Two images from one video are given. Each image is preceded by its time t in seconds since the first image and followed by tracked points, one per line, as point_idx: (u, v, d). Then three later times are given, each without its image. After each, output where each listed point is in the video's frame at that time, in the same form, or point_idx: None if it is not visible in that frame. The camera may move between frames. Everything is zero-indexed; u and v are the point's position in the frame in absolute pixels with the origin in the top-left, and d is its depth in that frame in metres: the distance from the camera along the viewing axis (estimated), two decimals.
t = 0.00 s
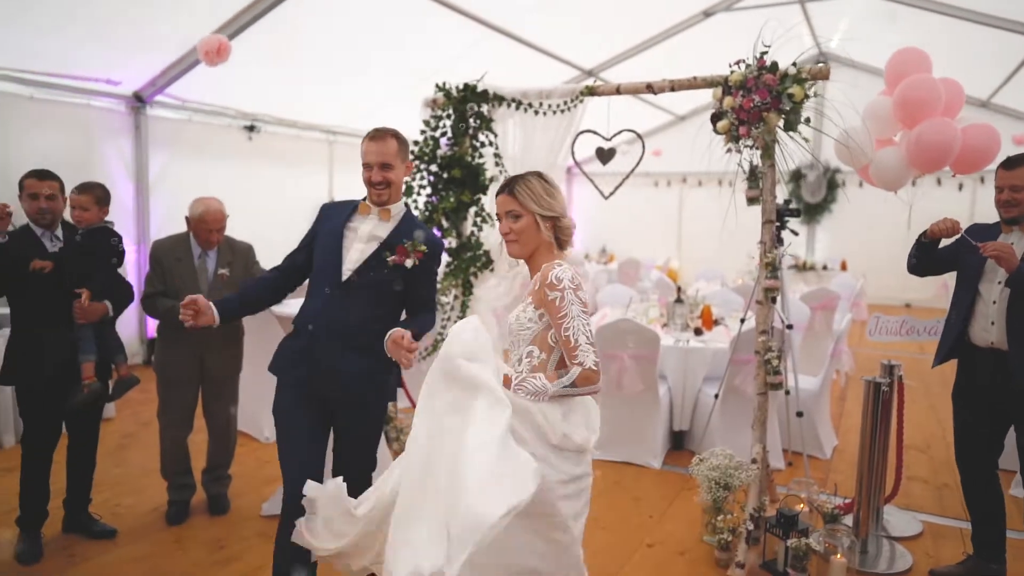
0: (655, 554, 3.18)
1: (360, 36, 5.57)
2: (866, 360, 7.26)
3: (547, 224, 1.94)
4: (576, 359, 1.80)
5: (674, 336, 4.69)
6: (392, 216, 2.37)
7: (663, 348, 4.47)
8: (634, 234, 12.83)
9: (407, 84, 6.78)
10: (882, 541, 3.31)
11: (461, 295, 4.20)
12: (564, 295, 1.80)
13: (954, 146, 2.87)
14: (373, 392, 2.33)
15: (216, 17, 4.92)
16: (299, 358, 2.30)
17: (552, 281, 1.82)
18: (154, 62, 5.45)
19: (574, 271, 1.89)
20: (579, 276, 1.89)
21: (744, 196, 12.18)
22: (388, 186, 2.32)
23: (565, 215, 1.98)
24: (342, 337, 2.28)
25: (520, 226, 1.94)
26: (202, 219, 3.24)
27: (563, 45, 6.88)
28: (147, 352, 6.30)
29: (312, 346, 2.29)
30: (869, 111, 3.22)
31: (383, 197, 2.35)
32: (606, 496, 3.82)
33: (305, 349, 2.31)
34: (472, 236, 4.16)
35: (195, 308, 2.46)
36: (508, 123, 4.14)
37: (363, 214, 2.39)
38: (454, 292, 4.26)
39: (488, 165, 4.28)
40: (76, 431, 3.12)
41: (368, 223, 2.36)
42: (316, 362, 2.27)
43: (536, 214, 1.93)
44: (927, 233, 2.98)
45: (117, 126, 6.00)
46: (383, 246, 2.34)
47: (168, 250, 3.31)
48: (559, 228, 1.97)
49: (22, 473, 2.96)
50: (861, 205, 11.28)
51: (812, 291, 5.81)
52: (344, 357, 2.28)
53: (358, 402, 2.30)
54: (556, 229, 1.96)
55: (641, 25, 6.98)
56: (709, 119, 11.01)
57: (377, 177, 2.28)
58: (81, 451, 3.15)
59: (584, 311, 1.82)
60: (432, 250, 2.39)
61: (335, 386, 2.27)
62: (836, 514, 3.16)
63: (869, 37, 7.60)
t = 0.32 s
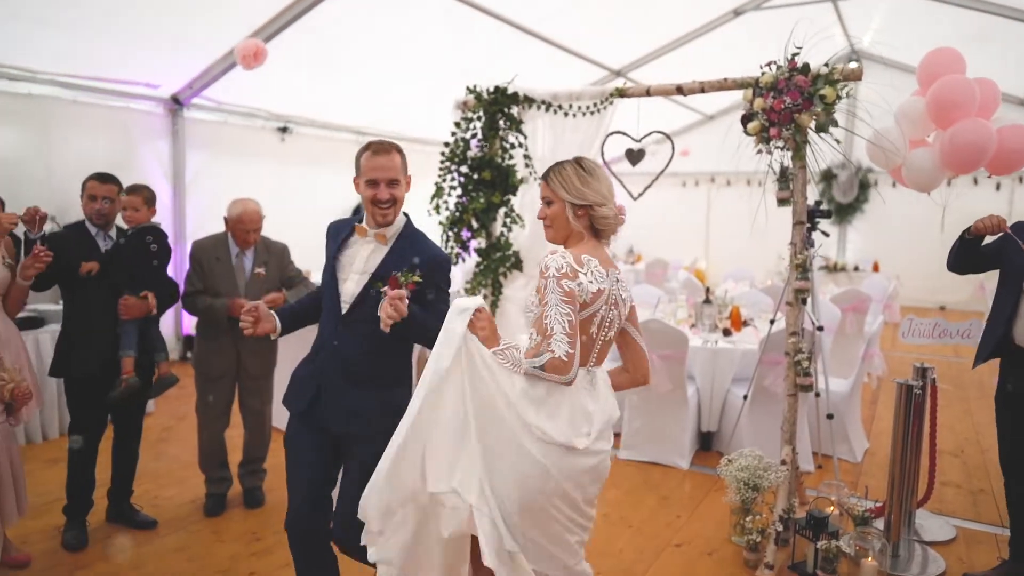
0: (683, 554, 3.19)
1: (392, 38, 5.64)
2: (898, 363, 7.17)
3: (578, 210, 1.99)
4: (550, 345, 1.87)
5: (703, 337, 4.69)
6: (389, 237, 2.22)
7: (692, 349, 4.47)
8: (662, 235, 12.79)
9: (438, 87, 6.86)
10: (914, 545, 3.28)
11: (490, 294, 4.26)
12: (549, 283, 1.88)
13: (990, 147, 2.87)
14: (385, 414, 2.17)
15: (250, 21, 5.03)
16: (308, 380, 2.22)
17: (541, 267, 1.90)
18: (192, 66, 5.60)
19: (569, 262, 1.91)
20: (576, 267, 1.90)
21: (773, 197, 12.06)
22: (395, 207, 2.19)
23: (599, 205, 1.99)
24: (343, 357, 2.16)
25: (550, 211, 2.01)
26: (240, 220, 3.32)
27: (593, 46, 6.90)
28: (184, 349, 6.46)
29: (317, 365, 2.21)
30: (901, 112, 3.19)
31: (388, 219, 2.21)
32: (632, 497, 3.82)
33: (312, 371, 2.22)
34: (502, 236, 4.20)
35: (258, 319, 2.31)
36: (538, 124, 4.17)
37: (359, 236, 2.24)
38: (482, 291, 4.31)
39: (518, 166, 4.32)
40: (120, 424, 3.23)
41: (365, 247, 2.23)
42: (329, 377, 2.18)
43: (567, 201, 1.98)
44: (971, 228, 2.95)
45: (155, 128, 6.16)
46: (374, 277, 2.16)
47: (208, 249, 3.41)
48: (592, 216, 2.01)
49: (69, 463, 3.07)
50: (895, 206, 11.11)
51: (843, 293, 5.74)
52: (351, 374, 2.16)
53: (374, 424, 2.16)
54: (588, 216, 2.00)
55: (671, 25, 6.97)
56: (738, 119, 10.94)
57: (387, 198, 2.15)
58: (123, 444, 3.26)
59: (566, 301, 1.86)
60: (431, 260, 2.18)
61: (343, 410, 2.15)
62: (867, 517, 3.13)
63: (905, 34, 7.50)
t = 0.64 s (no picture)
0: (707, 551, 3.22)
1: (418, 40, 5.71)
2: (924, 364, 7.10)
3: (594, 232, 2.06)
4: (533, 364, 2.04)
5: (726, 337, 4.70)
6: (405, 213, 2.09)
7: (715, 349, 4.49)
8: (684, 236, 12.75)
9: (462, 88, 6.92)
10: (940, 546, 3.27)
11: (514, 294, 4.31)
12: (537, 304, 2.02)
13: (1021, 148, 2.86)
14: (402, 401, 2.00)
15: (279, 24, 5.14)
16: (331, 371, 2.11)
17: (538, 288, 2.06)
18: (223, 69, 5.71)
19: (560, 284, 2.00)
20: (566, 288, 1.99)
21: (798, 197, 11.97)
22: (420, 185, 2.07)
23: (614, 229, 2.04)
24: (364, 341, 2.03)
25: (568, 231, 2.10)
26: (272, 220, 3.40)
27: (617, 47, 6.92)
28: (214, 346, 6.59)
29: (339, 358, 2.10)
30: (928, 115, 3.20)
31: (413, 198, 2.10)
32: (654, 496, 3.84)
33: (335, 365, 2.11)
34: (527, 236, 4.24)
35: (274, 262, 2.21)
36: (564, 125, 4.22)
37: (380, 218, 2.15)
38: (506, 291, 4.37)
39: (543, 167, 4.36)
40: (157, 417, 3.33)
41: (383, 226, 2.12)
42: (346, 369, 2.05)
43: (582, 222, 2.06)
44: (1014, 233, 2.94)
45: (186, 129, 6.30)
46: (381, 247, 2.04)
47: (241, 248, 3.50)
48: (608, 239, 2.06)
49: (109, 454, 3.18)
50: (922, 206, 10.98)
51: (869, 294, 5.70)
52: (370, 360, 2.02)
53: (395, 413, 2.00)
54: (604, 239, 2.06)
55: (695, 25, 6.96)
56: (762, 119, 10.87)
57: (411, 177, 2.03)
58: (159, 436, 3.36)
59: (546, 323, 1.98)
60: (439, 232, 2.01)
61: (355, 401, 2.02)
62: (891, 518, 3.12)
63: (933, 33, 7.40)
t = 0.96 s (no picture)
0: (718, 546, 3.27)
1: (432, 43, 5.78)
2: (934, 365, 7.10)
3: (580, 217, 1.98)
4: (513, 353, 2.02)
5: (736, 336, 4.74)
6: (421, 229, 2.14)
7: (725, 348, 4.53)
8: (694, 236, 12.75)
9: (474, 90, 6.97)
10: (949, 543, 3.31)
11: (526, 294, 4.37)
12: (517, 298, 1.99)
13: None
14: (454, 417, 2.06)
15: (294, 28, 5.22)
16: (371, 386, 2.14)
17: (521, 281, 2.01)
18: (239, 72, 5.80)
19: (541, 279, 1.96)
20: (547, 284, 1.95)
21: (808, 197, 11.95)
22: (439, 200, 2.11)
23: (599, 209, 1.96)
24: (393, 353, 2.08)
25: (554, 219, 2.02)
26: (292, 220, 3.49)
27: (628, 48, 6.95)
28: (229, 344, 6.69)
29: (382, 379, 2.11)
30: (937, 116, 3.24)
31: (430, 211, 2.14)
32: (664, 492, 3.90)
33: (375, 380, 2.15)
34: (539, 237, 4.29)
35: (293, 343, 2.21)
36: (576, 127, 4.30)
37: (394, 234, 2.20)
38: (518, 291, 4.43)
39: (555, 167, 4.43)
40: (179, 412, 3.41)
41: (398, 243, 2.17)
42: (391, 383, 2.09)
43: (566, 208, 1.98)
44: None
45: (202, 130, 6.40)
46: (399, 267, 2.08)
47: (262, 247, 3.59)
48: (594, 221, 1.98)
49: (133, 447, 3.26)
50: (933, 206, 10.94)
51: (879, 294, 5.70)
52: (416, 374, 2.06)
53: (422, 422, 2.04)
54: (591, 222, 1.98)
55: (707, 27, 6.98)
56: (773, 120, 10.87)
57: (433, 192, 2.06)
58: (181, 430, 3.44)
59: (526, 319, 1.96)
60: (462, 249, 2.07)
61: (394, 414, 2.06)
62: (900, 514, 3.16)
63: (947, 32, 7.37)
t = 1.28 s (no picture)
0: (723, 543, 3.31)
1: (439, 46, 5.83)
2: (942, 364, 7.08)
3: (548, 235, 1.91)
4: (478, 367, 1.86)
5: (742, 336, 4.77)
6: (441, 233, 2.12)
7: (732, 347, 4.56)
8: (702, 235, 12.76)
9: (481, 92, 7.02)
10: (954, 540, 3.33)
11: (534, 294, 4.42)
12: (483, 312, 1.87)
13: None
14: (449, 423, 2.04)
15: (304, 33, 5.30)
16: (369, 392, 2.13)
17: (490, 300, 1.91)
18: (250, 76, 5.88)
19: (508, 290, 1.87)
20: (514, 295, 1.86)
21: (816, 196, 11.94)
22: (444, 204, 2.05)
23: (567, 229, 1.90)
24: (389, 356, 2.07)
25: (523, 237, 1.96)
26: (303, 223, 3.54)
27: (634, 50, 6.99)
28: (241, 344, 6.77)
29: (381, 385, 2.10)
30: (941, 117, 3.27)
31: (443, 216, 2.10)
32: (671, 489, 3.95)
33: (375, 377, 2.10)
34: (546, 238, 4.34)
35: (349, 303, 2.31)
36: (582, 129, 4.35)
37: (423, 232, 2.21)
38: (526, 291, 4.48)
39: (561, 169, 4.48)
40: (192, 412, 3.48)
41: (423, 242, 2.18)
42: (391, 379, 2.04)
43: (535, 225, 1.92)
44: None
45: (213, 134, 6.49)
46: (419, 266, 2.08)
47: (273, 249, 3.66)
48: (563, 241, 1.91)
49: (148, 446, 3.33)
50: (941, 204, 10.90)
51: (886, 294, 5.68)
52: (412, 391, 2.01)
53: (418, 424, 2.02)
54: (560, 241, 1.91)
55: (713, 27, 6.99)
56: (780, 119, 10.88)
57: (430, 197, 2.02)
58: (194, 429, 3.50)
59: (489, 327, 1.84)
60: (472, 259, 2.02)
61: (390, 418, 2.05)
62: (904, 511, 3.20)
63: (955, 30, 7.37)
